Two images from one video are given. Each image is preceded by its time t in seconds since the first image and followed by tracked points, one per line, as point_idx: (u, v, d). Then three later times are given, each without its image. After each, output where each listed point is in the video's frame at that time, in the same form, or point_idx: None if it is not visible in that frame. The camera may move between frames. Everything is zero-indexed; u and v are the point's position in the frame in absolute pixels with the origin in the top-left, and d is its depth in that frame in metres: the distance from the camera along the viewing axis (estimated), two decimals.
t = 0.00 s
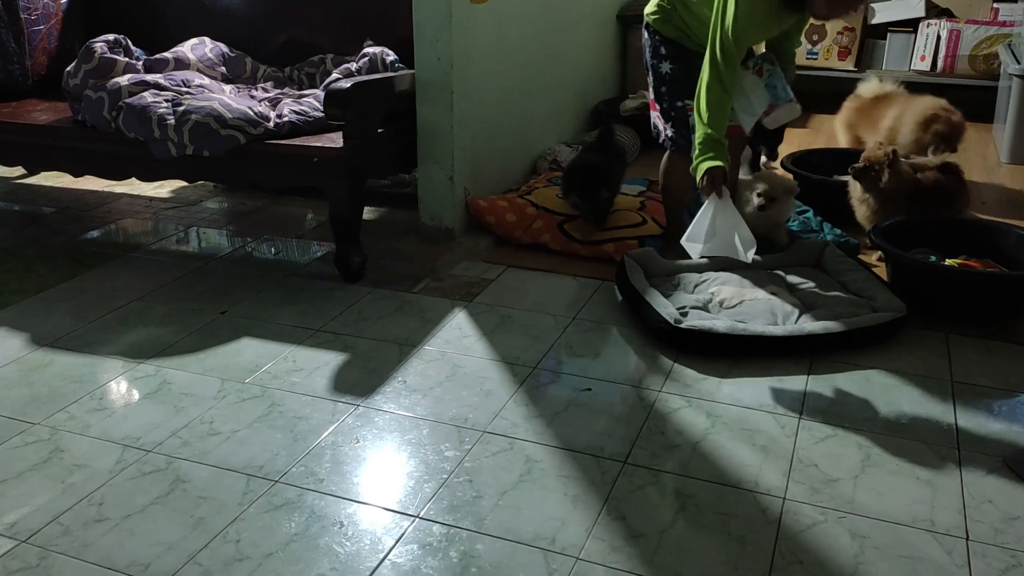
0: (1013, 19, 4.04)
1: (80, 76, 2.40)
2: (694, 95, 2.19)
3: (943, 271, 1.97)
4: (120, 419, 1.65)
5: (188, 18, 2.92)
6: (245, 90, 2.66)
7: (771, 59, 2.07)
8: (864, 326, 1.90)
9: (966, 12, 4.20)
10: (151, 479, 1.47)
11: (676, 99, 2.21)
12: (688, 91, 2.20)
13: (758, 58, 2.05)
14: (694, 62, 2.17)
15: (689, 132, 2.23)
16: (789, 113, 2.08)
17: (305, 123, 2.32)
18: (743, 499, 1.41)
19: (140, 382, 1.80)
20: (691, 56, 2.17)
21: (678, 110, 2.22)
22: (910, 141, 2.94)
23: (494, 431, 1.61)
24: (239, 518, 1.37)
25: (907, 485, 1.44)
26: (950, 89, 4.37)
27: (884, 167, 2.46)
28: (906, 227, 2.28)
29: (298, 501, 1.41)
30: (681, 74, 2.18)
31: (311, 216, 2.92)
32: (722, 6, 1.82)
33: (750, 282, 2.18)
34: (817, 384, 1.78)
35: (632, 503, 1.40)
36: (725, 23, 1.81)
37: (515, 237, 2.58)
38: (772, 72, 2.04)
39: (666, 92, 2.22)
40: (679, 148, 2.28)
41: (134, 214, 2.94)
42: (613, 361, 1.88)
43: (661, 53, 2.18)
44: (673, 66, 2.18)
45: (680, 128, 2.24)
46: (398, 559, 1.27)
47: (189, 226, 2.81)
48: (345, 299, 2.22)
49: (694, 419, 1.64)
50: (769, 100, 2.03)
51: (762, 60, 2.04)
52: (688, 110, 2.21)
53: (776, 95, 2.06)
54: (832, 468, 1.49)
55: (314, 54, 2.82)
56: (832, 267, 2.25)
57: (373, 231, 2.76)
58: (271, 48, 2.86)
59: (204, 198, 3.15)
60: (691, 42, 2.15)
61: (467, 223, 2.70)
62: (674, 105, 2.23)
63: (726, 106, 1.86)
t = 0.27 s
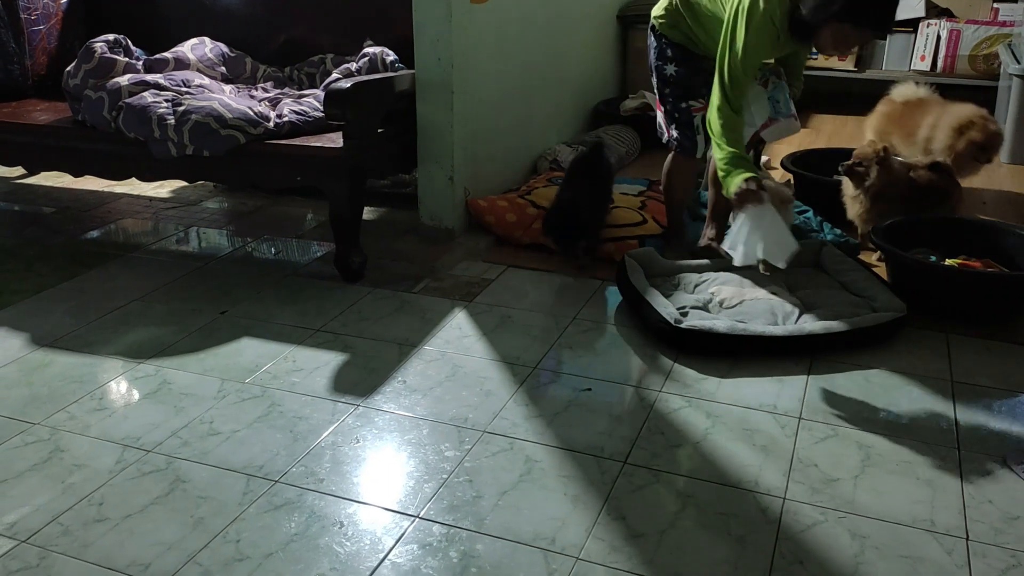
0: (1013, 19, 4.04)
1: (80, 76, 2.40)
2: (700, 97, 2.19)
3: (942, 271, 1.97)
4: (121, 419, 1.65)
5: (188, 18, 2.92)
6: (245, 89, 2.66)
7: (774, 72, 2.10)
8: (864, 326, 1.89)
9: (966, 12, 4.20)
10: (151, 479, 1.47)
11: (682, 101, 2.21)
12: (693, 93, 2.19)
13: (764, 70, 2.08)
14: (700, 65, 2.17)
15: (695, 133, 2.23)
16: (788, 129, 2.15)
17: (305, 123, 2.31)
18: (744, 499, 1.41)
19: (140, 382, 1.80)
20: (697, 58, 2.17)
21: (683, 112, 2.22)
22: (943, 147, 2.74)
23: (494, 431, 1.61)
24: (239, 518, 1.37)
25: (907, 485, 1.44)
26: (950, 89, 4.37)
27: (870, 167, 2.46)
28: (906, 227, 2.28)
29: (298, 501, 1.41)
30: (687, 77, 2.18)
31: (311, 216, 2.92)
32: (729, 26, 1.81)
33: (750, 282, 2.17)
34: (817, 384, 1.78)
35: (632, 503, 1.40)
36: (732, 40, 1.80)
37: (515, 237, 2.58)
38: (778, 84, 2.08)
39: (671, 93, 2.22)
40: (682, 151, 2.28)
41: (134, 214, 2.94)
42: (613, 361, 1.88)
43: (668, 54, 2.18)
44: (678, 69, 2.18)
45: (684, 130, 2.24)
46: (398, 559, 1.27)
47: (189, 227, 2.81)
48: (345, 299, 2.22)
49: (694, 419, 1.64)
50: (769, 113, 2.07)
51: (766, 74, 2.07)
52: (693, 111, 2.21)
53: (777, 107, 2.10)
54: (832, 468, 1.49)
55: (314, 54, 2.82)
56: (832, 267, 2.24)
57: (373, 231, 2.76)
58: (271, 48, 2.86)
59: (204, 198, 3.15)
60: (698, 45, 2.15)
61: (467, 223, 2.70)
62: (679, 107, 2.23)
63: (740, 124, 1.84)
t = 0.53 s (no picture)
0: (1013, 19, 4.05)
1: (80, 76, 2.40)
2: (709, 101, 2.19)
3: (942, 271, 1.97)
4: (121, 419, 1.65)
5: (188, 18, 2.92)
6: (245, 89, 2.66)
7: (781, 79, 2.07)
8: (864, 326, 1.90)
9: (966, 12, 4.21)
10: (151, 479, 1.47)
11: (691, 106, 2.22)
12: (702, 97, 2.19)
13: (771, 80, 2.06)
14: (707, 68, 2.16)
15: (710, 137, 2.24)
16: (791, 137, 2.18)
17: (305, 123, 2.31)
18: (744, 499, 1.41)
19: (140, 382, 1.80)
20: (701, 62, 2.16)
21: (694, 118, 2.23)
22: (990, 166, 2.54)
23: (494, 431, 1.61)
24: (238, 518, 1.37)
25: (907, 485, 1.44)
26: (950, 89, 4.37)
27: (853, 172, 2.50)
28: (906, 227, 2.28)
29: (298, 501, 1.41)
30: (694, 82, 2.18)
31: (311, 216, 2.92)
32: (734, 62, 1.75)
33: (750, 282, 2.18)
34: (817, 384, 1.78)
35: (632, 502, 1.40)
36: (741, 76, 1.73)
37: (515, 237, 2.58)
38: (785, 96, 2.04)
39: (680, 100, 2.23)
40: (698, 154, 2.29)
41: (134, 214, 2.94)
42: (613, 361, 1.88)
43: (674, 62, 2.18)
44: (686, 74, 2.18)
45: (697, 135, 2.25)
46: (398, 559, 1.27)
47: (189, 226, 2.82)
48: (345, 299, 2.22)
49: (694, 419, 1.64)
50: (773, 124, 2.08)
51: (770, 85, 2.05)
52: (705, 115, 2.21)
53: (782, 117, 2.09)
54: (832, 468, 1.49)
55: (314, 54, 2.82)
56: (833, 267, 2.24)
57: (373, 231, 2.76)
58: (271, 48, 2.86)
59: (204, 198, 3.15)
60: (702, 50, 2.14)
61: (467, 223, 2.70)
62: (690, 113, 2.23)
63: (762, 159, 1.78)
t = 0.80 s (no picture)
0: (1013, 19, 4.05)
1: (80, 76, 2.40)
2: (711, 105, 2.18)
3: (942, 271, 1.97)
4: (121, 419, 1.65)
5: (188, 18, 2.92)
6: (245, 89, 2.66)
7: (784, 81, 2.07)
8: (864, 326, 1.90)
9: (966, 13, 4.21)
10: (151, 479, 1.47)
11: (693, 111, 2.21)
12: (703, 101, 2.18)
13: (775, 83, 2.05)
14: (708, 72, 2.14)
15: (713, 139, 2.24)
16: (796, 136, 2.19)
17: (304, 123, 2.31)
18: (744, 499, 1.41)
19: (140, 382, 1.79)
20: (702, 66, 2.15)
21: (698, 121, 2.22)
22: None
23: (494, 431, 1.61)
24: (238, 518, 1.37)
25: (907, 485, 1.44)
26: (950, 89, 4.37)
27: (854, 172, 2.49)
28: (906, 227, 2.27)
29: (298, 501, 1.41)
30: (696, 86, 2.16)
31: (311, 216, 2.93)
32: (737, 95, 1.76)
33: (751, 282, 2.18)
34: (817, 384, 1.78)
35: (632, 502, 1.40)
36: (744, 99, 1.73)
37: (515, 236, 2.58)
38: (790, 98, 2.04)
39: (682, 105, 2.22)
40: (703, 158, 2.30)
41: (135, 214, 2.95)
42: (613, 361, 1.88)
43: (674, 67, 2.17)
44: (687, 79, 2.17)
45: (701, 139, 2.26)
46: (398, 559, 1.27)
47: (190, 226, 2.82)
48: (345, 299, 2.22)
49: (694, 419, 1.64)
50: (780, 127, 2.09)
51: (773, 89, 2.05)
52: (709, 118, 2.21)
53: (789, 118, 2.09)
54: (832, 468, 1.49)
55: (314, 54, 2.82)
56: (833, 267, 2.24)
57: (373, 231, 2.76)
58: (271, 48, 2.86)
59: (204, 198, 3.15)
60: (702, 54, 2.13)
61: (468, 223, 2.70)
62: (692, 117, 2.23)
63: (764, 177, 1.81)
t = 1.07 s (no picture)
0: (1013, 19, 4.05)
1: (80, 76, 2.40)
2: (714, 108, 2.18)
3: (942, 271, 1.97)
4: (121, 420, 1.65)
5: (187, 18, 2.92)
6: (245, 89, 2.66)
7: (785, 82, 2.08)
8: (864, 326, 1.90)
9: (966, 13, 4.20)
10: (151, 479, 1.47)
11: (697, 117, 2.20)
12: (706, 106, 2.18)
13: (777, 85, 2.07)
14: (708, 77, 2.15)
15: (719, 143, 2.23)
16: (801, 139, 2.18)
17: (304, 123, 2.31)
18: (744, 499, 1.41)
19: (139, 382, 1.79)
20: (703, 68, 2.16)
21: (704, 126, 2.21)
22: None
23: (494, 431, 1.61)
24: (238, 518, 1.37)
25: (907, 485, 1.44)
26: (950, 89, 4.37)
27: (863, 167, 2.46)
28: (906, 227, 2.27)
29: (298, 501, 1.41)
30: (697, 92, 2.17)
31: (311, 216, 2.93)
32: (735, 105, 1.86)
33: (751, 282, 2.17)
34: (817, 384, 1.78)
35: (632, 502, 1.40)
36: (747, 110, 1.83)
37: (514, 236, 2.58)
38: (794, 97, 2.04)
39: (684, 112, 2.21)
40: (709, 163, 2.28)
41: (135, 214, 2.95)
42: (613, 361, 1.88)
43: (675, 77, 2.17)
44: (687, 87, 2.17)
45: (706, 144, 2.24)
46: (398, 559, 1.27)
47: (189, 226, 2.82)
48: (345, 299, 2.22)
49: (694, 419, 1.64)
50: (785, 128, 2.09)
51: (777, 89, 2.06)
52: (713, 122, 2.20)
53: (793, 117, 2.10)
54: (832, 468, 1.49)
55: (313, 54, 2.82)
56: (833, 267, 2.24)
57: (373, 231, 2.76)
58: (270, 48, 2.85)
59: (204, 198, 3.15)
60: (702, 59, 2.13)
61: (467, 223, 2.70)
62: (695, 124, 2.22)
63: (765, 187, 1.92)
